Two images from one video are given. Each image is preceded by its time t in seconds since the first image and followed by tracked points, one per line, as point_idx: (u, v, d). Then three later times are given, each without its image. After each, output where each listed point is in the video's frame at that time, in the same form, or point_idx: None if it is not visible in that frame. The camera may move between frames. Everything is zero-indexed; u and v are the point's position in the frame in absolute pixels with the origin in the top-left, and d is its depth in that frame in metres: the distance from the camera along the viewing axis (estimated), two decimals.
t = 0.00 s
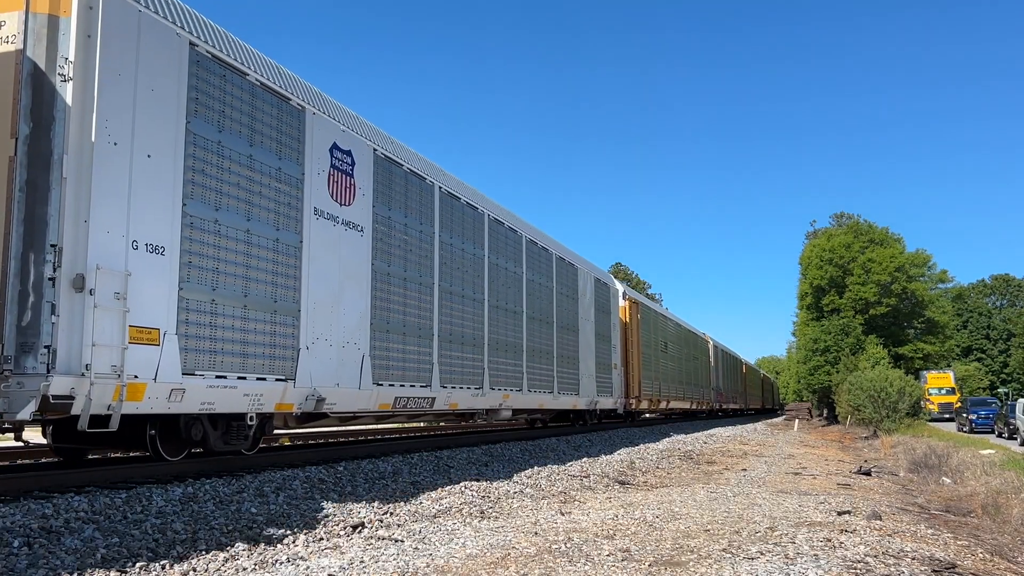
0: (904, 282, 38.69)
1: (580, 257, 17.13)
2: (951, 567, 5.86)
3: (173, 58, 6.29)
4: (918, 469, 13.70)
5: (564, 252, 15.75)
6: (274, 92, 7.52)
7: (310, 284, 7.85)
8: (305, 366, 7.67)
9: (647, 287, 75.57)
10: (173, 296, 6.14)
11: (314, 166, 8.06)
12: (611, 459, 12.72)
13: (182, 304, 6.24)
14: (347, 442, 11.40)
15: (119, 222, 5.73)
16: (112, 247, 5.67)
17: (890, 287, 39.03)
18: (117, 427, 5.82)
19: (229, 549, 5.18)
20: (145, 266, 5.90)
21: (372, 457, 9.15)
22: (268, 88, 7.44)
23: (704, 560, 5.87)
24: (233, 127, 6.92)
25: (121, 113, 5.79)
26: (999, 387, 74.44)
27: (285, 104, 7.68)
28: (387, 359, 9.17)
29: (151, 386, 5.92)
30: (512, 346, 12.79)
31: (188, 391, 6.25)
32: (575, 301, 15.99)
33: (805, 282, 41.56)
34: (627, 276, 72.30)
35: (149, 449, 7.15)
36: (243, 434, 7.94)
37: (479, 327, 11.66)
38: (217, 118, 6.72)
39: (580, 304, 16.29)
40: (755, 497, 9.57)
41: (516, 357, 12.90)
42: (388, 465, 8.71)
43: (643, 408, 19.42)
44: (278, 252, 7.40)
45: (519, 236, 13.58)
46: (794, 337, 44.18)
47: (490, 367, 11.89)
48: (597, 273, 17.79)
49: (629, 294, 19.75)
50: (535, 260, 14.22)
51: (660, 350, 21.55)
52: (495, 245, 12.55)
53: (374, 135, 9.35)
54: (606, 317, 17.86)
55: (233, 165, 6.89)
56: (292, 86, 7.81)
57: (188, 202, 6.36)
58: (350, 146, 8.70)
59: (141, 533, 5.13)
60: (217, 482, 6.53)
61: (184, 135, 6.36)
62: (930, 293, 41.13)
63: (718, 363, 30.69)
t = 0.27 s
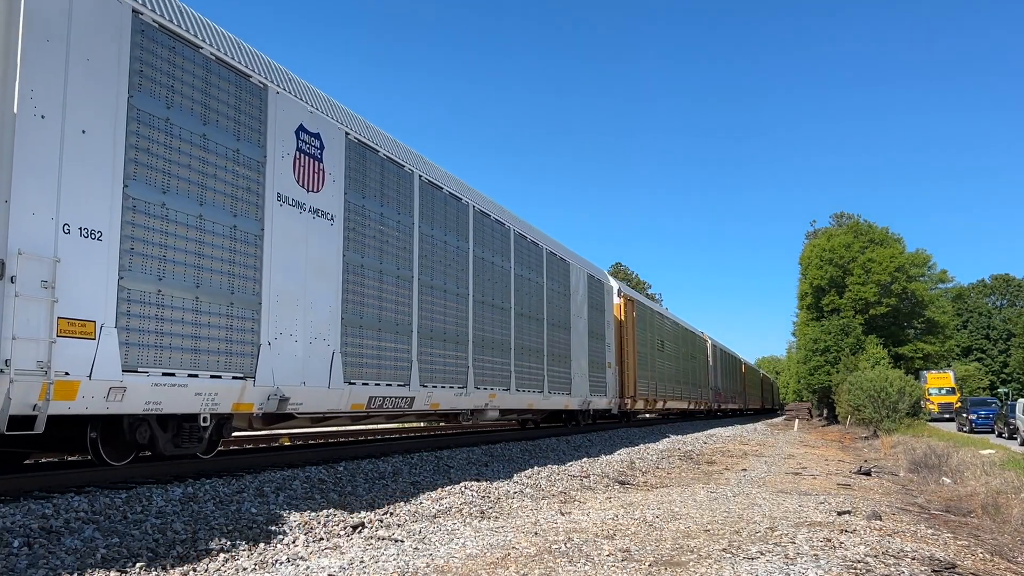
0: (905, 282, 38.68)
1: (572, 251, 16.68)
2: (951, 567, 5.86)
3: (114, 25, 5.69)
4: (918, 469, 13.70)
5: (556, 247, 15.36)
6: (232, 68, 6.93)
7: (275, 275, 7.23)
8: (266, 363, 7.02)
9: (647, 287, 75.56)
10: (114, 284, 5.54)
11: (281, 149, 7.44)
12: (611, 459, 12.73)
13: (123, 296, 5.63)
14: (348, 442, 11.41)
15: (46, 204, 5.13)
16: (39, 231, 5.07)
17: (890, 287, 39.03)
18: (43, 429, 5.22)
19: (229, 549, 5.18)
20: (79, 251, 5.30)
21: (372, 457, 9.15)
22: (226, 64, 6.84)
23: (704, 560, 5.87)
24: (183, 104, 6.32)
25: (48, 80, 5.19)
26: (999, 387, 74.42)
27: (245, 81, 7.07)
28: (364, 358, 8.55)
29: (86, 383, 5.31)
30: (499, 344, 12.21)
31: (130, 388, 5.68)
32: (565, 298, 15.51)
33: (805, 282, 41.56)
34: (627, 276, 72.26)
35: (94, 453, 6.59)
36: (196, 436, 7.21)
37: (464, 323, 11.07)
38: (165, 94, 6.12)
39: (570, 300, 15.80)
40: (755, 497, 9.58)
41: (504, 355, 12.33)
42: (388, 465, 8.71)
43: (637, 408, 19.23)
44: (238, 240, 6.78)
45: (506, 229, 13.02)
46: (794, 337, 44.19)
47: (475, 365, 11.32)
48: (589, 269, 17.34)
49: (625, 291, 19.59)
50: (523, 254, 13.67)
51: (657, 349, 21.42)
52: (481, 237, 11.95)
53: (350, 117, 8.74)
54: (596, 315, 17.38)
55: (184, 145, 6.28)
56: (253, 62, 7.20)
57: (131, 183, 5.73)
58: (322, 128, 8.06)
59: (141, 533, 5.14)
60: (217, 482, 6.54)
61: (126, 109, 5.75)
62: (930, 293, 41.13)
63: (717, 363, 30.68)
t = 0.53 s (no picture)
0: (905, 282, 38.66)
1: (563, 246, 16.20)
2: (951, 567, 5.86)
3: None
4: (917, 469, 13.70)
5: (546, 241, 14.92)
6: (183, 40, 6.34)
7: (232, 265, 6.65)
8: (223, 359, 6.46)
9: (647, 287, 75.54)
10: (41, 272, 4.94)
11: (240, 129, 6.84)
12: (611, 459, 12.73)
13: (51, 285, 5.02)
14: (347, 442, 11.40)
15: None
16: None
17: (890, 287, 39.03)
18: None
19: (229, 549, 5.18)
20: None
21: (372, 457, 9.15)
22: (176, 34, 6.26)
23: (704, 560, 5.87)
24: (124, 76, 5.73)
25: None
26: (999, 387, 74.42)
27: (199, 54, 6.49)
28: (337, 356, 7.97)
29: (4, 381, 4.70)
30: (484, 341, 11.65)
31: (60, 387, 5.09)
32: (555, 294, 15.02)
33: (805, 282, 41.56)
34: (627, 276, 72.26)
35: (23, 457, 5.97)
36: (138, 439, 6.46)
37: (447, 319, 10.51)
38: (103, 64, 5.52)
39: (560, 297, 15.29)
40: (755, 497, 9.58)
41: (490, 352, 11.81)
42: (388, 465, 8.71)
43: (631, 408, 19.00)
44: (189, 227, 6.20)
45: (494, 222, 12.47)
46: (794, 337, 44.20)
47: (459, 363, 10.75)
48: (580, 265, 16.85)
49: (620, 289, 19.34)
50: (511, 248, 13.12)
51: (653, 348, 21.23)
52: (465, 229, 11.37)
53: (319, 99, 8.14)
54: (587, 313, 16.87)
55: (126, 121, 5.70)
56: (208, 35, 6.61)
57: (61, 160, 5.13)
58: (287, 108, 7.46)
59: (141, 533, 5.14)
60: (216, 482, 6.53)
61: (57, 78, 5.15)
62: (930, 293, 41.12)
63: (717, 363, 30.66)
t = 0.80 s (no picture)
0: (905, 282, 38.66)
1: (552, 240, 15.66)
2: (951, 567, 5.86)
3: None
4: (917, 469, 13.71)
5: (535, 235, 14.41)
6: (125, 6, 5.71)
7: (182, 254, 6.01)
8: (170, 353, 5.83)
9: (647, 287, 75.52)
10: None
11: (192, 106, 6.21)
12: (611, 459, 12.73)
13: None
14: (347, 442, 11.41)
15: None
16: None
17: (890, 287, 39.02)
18: None
19: (229, 549, 5.18)
20: None
21: (372, 457, 9.15)
22: None
23: (704, 560, 5.87)
24: (54, 42, 5.11)
25: None
26: (999, 387, 74.42)
27: (144, 23, 5.86)
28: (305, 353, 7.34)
29: None
30: (467, 338, 11.02)
31: None
32: (544, 289, 14.48)
33: (805, 282, 41.57)
34: (627, 276, 72.27)
35: None
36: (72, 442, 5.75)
37: (428, 314, 9.89)
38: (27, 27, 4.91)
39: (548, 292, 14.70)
40: (755, 497, 9.58)
41: (475, 349, 11.20)
42: (388, 465, 8.70)
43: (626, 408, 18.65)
44: (125, 210, 5.52)
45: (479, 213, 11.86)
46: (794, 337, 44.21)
47: (439, 361, 10.12)
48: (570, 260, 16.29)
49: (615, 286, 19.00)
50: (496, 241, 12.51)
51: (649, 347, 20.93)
52: (448, 220, 10.75)
53: (287, 78, 7.52)
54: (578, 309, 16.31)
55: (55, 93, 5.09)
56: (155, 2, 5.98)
57: None
58: (246, 85, 6.82)
59: (141, 533, 5.14)
60: (216, 482, 6.53)
61: None
62: (930, 293, 41.13)
63: (716, 363, 30.64)
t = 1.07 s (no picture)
0: (905, 282, 38.66)
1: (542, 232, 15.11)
2: (951, 567, 5.86)
3: None
4: (917, 469, 13.71)
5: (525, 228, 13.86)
6: None
7: (122, 242, 5.37)
8: (107, 344, 5.20)
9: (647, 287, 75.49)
10: None
11: (134, 78, 5.56)
12: (611, 459, 12.72)
13: None
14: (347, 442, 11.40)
15: None
16: None
17: (891, 287, 39.02)
18: None
19: (229, 549, 5.18)
20: None
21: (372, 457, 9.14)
22: None
23: (704, 560, 5.87)
24: None
25: None
26: (999, 387, 74.43)
27: None
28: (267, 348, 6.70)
29: None
30: (450, 334, 10.34)
31: None
32: (533, 283, 13.89)
33: (805, 282, 41.57)
34: (627, 276, 72.26)
35: None
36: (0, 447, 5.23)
37: (408, 309, 9.25)
38: None
39: (537, 288, 14.08)
40: (755, 497, 9.58)
41: (458, 344, 10.55)
42: (388, 465, 8.70)
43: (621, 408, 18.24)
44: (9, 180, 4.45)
45: (463, 203, 11.24)
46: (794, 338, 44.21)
47: (421, 360, 9.46)
48: (559, 252, 15.71)
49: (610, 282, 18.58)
50: (482, 233, 11.90)
51: (645, 346, 20.61)
52: (430, 210, 10.10)
53: (249, 54, 6.88)
54: (568, 304, 15.75)
55: None
56: None
57: None
58: (200, 59, 6.18)
59: (141, 533, 5.14)
60: (217, 482, 6.53)
61: None
62: (930, 294, 41.13)
63: (716, 363, 30.61)
